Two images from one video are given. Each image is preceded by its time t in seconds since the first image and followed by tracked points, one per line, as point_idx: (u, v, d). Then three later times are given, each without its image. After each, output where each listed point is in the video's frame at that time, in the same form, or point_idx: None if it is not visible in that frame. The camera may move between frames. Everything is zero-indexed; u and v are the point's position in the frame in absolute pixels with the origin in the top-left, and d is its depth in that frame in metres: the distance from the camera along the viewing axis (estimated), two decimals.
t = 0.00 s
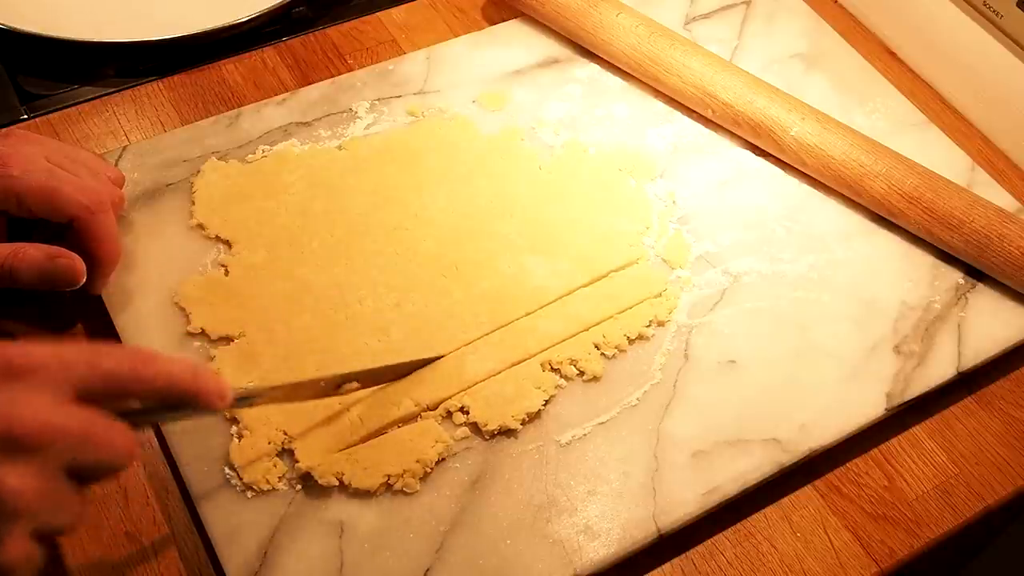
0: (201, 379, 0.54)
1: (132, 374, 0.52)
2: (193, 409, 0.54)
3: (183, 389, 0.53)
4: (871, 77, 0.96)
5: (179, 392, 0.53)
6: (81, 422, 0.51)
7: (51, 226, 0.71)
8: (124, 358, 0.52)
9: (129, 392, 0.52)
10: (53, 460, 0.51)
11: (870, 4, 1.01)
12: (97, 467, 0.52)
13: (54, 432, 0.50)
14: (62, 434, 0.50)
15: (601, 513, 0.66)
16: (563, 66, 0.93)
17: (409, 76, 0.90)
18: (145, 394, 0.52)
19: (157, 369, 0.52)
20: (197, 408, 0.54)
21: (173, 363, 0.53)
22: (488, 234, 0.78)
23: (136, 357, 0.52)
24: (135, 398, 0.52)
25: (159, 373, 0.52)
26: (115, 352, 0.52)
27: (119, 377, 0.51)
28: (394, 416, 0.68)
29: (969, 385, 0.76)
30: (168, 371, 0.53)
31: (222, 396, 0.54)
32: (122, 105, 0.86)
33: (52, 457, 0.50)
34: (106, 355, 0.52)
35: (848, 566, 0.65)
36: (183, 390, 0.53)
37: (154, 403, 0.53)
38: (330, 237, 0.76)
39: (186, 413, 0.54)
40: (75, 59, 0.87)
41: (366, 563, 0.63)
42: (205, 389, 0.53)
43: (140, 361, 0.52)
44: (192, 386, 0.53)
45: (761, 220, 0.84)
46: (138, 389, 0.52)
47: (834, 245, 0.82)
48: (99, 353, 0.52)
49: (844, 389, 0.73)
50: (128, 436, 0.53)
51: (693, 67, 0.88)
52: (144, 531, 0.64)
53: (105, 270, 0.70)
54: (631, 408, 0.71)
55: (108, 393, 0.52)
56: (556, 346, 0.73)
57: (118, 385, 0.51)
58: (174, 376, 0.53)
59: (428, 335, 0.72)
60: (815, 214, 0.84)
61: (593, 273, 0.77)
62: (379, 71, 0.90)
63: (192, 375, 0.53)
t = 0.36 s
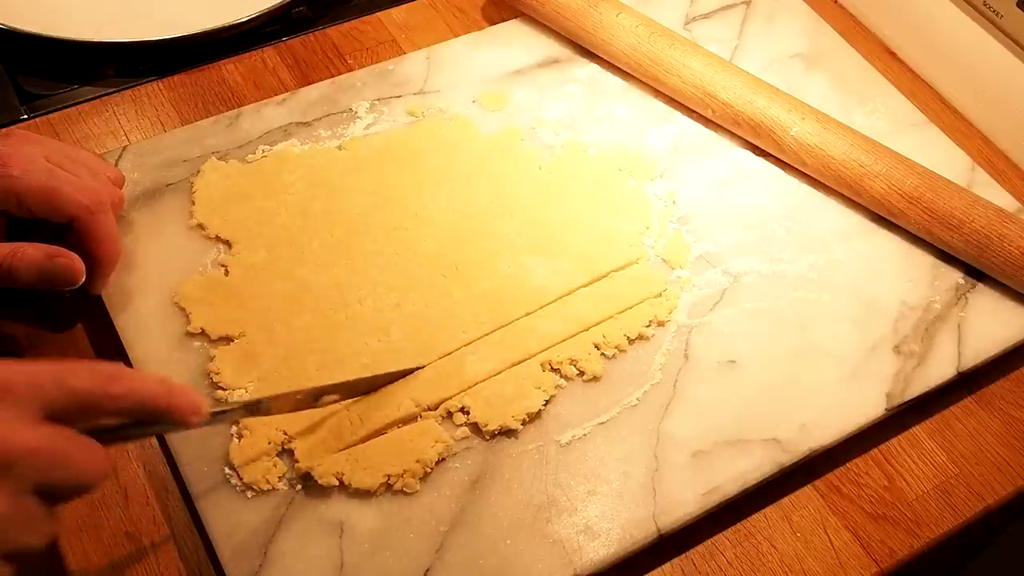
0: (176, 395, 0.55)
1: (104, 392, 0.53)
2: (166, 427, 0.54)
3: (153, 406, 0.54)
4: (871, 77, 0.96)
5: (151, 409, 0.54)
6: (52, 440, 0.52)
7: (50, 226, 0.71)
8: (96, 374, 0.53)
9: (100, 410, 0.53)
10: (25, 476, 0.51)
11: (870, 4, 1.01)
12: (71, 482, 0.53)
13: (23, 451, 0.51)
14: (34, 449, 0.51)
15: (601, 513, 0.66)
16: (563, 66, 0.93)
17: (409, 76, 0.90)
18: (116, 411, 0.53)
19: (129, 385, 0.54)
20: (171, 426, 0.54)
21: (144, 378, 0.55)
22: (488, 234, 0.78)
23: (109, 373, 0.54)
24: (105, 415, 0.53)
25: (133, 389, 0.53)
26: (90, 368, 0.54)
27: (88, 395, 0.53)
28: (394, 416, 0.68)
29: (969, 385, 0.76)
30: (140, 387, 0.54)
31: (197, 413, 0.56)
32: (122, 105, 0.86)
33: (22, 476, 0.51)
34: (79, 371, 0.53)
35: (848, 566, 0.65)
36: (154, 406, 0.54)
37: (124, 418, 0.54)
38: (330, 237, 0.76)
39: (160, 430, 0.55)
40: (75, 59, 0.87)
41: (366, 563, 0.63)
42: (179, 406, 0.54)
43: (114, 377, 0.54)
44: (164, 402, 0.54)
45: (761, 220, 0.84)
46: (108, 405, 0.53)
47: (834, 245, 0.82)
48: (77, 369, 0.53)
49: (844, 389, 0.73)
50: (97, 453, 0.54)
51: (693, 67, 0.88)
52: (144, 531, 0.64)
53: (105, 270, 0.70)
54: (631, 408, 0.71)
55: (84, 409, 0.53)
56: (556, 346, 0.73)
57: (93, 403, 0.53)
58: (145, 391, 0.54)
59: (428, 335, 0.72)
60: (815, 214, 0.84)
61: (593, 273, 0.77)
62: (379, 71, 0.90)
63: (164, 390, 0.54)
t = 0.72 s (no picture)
0: (144, 416, 0.56)
1: (79, 419, 0.54)
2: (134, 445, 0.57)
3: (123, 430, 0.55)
4: (871, 77, 0.96)
5: (119, 432, 0.55)
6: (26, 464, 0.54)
7: (50, 226, 0.71)
8: (65, 399, 0.55)
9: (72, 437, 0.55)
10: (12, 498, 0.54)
11: (870, 4, 1.01)
12: (39, 507, 0.55)
13: None
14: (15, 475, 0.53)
15: (601, 513, 0.66)
16: (563, 66, 0.93)
17: (409, 76, 0.90)
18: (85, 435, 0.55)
19: (96, 411, 0.55)
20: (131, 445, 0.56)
21: (113, 400, 0.56)
22: (488, 235, 0.78)
23: (76, 399, 0.55)
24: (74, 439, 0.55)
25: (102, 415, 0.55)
26: (60, 393, 0.55)
27: (54, 421, 0.54)
28: (394, 417, 0.68)
29: (969, 385, 0.76)
30: (109, 412, 0.55)
31: (167, 432, 0.57)
32: (122, 105, 0.86)
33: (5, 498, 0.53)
34: (45, 397, 0.54)
35: (848, 566, 0.65)
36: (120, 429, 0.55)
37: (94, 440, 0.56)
38: (330, 237, 0.76)
39: (129, 449, 0.57)
40: (75, 59, 0.87)
41: (366, 563, 0.63)
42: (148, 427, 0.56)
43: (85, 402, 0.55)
44: (131, 425, 0.55)
45: (761, 220, 0.84)
46: (83, 432, 0.55)
47: (834, 245, 0.82)
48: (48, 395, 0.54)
49: (844, 389, 0.73)
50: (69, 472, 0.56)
51: (693, 67, 0.88)
52: (144, 531, 0.64)
53: (105, 270, 0.70)
54: (631, 408, 0.71)
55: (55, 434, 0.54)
56: (556, 346, 0.73)
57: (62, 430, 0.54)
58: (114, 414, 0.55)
59: (428, 335, 0.72)
60: (815, 214, 0.84)
61: (593, 273, 0.77)
62: (379, 71, 0.90)
63: (134, 413, 0.56)
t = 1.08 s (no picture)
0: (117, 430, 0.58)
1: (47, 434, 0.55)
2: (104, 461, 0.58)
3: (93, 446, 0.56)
4: (872, 77, 0.96)
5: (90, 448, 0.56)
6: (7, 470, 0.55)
7: (50, 226, 0.71)
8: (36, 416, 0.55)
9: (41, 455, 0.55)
10: None
11: (870, 4, 1.01)
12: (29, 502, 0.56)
13: None
14: None
15: (601, 513, 0.66)
16: (563, 66, 0.93)
17: (409, 76, 0.90)
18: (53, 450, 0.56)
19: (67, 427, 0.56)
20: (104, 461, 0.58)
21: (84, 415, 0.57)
22: (488, 235, 0.78)
23: (43, 416, 0.56)
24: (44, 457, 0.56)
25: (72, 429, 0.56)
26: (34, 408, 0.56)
27: (26, 439, 0.55)
28: (395, 418, 0.67)
29: (969, 385, 0.76)
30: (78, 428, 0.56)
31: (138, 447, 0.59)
32: (122, 105, 0.86)
33: None
34: (9, 415, 0.55)
35: (848, 566, 0.65)
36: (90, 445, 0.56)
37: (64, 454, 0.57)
38: (330, 237, 0.76)
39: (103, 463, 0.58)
40: (75, 59, 0.87)
41: (366, 563, 0.63)
42: (123, 442, 0.57)
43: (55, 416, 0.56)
44: (103, 441, 0.57)
45: (761, 220, 0.84)
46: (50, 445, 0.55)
47: (834, 245, 0.82)
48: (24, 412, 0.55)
49: (844, 389, 0.73)
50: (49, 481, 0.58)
51: (693, 67, 0.88)
52: (144, 531, 0.64)
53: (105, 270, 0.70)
54: (631, 408, 0.71)
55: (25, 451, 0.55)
56: (556, 346, 0.73)
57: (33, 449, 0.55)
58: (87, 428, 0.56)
59: (428, 335, 0.72)
60: (815, 214, 0.84)
61: (593, 273, 0.77)
62: (379, 71, 0.90)
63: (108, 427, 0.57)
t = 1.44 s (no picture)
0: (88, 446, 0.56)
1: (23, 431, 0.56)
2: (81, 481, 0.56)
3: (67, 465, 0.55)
4: (872, 77, 0.96)
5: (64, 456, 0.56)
6: None
7: (50, 226, 0.71)
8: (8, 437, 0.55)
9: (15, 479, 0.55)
10: None
11: (870, 4, 1.01)
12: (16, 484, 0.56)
13: None
14: None
15: (601, 513, 0.66)
16: (563, 66, 0.93)
17: (409, 76, 0.90)
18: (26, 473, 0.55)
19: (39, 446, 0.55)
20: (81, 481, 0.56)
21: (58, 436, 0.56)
22: (488, 235, 0.78)
23: (15, 437, 0.55)
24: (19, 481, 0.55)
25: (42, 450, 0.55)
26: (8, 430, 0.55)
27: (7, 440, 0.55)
28: (395, 418, 0.67)
29: (969, 385, 0.76)
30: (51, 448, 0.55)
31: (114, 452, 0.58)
32: (122, 105, 0.86)
33: None
34: None
35: (848, 566, 0.65)
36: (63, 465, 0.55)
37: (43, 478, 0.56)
38: (330, 238, 0.76)
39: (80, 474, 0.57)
40: (75, 59, 0.87)
41: (366, 563, 0.63)
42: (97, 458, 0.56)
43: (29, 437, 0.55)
44: (74, 457, 0.55)
45: (761, 220, 0.84)
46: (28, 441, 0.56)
47: (834, 245, 0.82)
48: None
49: (844, 389, 0.73)
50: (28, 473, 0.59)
51: (693, 67, 0.88)
52: (144, 531, 0.64)
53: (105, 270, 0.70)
54: (631, 408, 0.71)
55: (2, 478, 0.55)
56: (556, 346, 0.73)
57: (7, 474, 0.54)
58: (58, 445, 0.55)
59: (428, 335, 0.72)
60: (815, 214, 0.84)
61: (592, 273, 0.77)
62: (379, 71, 0.90)
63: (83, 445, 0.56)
